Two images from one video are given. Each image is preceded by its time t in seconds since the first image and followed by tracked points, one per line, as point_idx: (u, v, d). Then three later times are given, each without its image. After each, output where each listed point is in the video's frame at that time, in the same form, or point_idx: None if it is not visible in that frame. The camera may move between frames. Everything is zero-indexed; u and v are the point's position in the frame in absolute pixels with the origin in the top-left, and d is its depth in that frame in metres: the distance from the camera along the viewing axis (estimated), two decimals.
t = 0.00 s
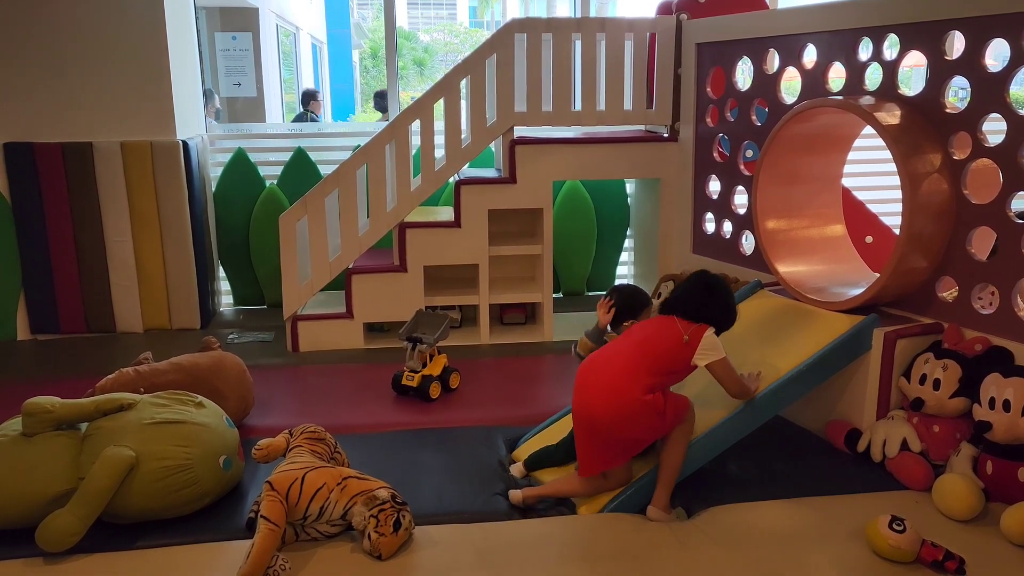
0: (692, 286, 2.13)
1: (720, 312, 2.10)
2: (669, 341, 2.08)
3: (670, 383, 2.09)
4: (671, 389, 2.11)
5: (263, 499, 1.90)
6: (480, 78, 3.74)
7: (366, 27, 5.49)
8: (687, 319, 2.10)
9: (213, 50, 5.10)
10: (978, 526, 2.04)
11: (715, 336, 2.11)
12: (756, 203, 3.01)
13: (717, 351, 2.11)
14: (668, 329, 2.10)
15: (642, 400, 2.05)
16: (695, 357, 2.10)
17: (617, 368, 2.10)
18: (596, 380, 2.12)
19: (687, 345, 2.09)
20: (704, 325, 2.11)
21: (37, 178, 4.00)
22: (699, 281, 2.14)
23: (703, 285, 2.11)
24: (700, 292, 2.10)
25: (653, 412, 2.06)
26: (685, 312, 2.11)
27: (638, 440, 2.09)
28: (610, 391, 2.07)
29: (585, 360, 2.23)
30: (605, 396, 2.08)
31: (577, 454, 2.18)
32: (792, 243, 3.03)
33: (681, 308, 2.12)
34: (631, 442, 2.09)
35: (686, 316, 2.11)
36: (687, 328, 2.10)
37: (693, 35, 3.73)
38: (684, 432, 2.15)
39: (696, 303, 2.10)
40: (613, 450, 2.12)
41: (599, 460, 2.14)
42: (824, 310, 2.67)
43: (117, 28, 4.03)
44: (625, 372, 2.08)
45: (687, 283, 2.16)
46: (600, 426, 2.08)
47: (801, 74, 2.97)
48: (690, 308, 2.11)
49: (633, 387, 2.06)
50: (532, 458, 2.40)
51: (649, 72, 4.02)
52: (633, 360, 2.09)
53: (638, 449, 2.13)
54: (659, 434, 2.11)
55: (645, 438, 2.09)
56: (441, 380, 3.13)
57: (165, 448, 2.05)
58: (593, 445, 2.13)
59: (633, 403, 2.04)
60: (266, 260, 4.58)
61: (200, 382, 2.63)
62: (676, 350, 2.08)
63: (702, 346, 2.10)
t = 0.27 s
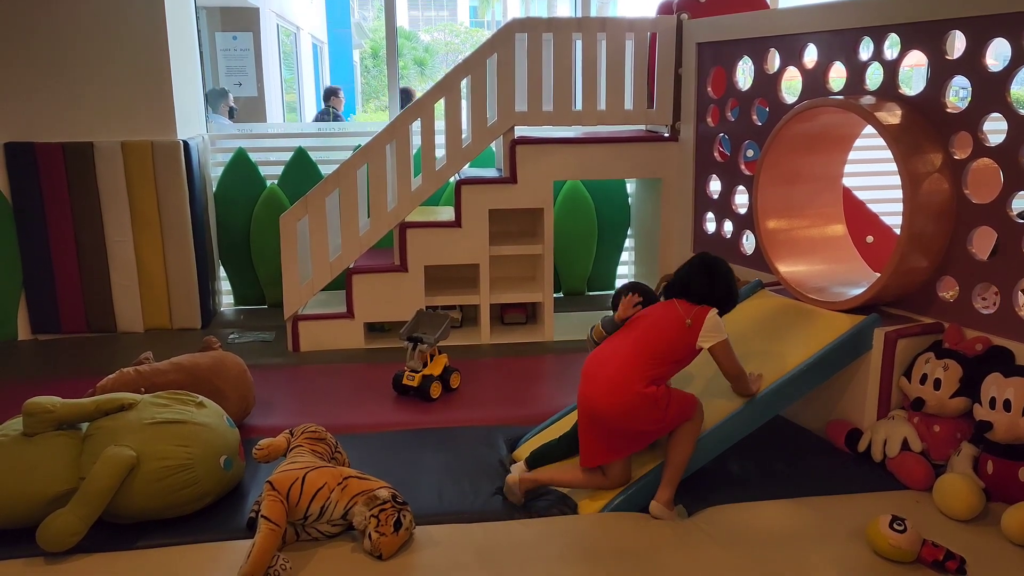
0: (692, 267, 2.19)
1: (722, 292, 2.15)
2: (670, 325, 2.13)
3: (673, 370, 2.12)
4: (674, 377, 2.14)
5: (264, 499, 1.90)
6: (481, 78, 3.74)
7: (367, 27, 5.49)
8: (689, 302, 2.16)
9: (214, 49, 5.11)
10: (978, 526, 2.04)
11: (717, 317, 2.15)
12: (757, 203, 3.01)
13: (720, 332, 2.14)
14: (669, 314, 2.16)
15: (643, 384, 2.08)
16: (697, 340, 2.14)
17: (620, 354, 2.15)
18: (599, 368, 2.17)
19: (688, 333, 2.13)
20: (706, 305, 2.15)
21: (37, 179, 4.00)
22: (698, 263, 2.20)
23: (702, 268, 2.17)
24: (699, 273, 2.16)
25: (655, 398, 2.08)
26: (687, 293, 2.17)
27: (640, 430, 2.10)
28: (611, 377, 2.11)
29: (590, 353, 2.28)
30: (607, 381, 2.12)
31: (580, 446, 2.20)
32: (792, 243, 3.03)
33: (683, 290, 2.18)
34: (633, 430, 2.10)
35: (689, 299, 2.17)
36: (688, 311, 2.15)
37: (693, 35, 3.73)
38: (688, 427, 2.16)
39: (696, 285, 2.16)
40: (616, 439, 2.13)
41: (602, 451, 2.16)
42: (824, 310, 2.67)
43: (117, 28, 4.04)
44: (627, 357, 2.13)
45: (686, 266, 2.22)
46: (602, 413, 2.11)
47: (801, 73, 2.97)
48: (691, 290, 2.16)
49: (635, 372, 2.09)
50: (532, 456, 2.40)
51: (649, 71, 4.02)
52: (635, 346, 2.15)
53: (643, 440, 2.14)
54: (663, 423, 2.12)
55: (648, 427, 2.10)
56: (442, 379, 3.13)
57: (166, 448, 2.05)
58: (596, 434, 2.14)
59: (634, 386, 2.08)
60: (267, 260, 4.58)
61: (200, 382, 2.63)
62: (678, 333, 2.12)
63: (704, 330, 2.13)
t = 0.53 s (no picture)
0: (688, 263, 2.21)
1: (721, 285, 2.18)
2: (672, 317, 2.16)
3: (676, 362, 2.13)
4: (678, 370, 2.14)
5: (265, 499, 1.90)
6: (481, 78, 3.74)
7: (368, 27, 5.49)
8: (688, 294, 2.19)
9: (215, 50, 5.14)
10: (979, 525, 2.04)
11: (717, 307, 2.16)
12: (758, 203, 3.01)
13: (722, 323, 2.15)
14: (671, 307, 2.18)
15: (646, 376, 2.09)
16: (699, 331, 2.15)
17: (624, 349, 2.18)
18: (603, 364, 2.19)
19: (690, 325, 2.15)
20: (706, 297, 2.18)
21: (38, 179, 4.00)
22: (693, 258, 2.23)
23: (699, 263, 2.20)
24: (694, 267, 2.19)
25: (658, 390, 2.09)
26: (685, 288, 2.20)
27: (643, 424, 2.10)
28: (614, 371, 2.14)
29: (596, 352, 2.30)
30: (610, 375, 2.14)
31: (584, 443, 2.21)
32: (793, 242, 3.03)
33: (682, 285, 2.21)
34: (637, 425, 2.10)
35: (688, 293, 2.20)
36: (689, 303, 2.17)
37: (694, 35, 3.73)
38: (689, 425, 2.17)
39: (694, 280, 2.18)
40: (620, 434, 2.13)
41: (606, 447, 2.16)
42: (825, 310, 2.67)
43: (118, 28, 4.04)
44: (631, 352, 2.16)
45: (683, 262, 2.24)
46: (604, 407, 2.12)
47: (802, 73, 2.97)
48: (690, 285, 2.19)
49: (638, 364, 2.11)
50: (533, 453, 2.45)
51: (650, 71, 4.02)
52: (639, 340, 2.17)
53: (646, 436, 2.13)
54: (667, 417, 2.12)
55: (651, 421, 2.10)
56: (443, 379, 3.14)
57: (168, 448, 2.05)
58: (599, 430, 2.15)
59: (636, 379, 2.09)
60: (268, 260, 4.59)
61: (201, 382, 2.63)
62: (679, 325, 2.14)
63: (706, 321, 2.15)
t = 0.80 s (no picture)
0: (686, 263, 2.24)
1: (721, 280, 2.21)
2: (670, 313, 2.17)
3: (675, 357, 2.13)
4: (677, 366, 2.15)
5: (266, 498, 1.90)
6: (482, 78, 3.74)
7: (369, 27, 5.48)
8: (686, 290, 2.21)
9: (215, 51, 5.12)
10: (980, 526, 2.04)
11: (716, 301, 2.17)
12: (759, 203, 3.01)
13: (721, 316, 2.16)
14: (669, 303, 2.20)
15: (644, 371, 2.11)
16: (699, 326, 2.16)
17: (624, 346, 2.20)
18: (604, 361, 2.22)
19: (690, 320, 2.16)
20: (704, 292, 2.20)
21: (39, 179, 4.00)
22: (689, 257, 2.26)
23: (697, 261, 2.23)
24: (690, 266, 2.22)
25: (657, 385, 2.10)
26: (684, 286, 2.22)
27: (642, 419, 2.10)
28: (614, 368, 2.15)
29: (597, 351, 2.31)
30: (610, 372, 2.16)
31: (584, 441, 2.22)
32: (794, 242, 3.03)
33: (680, 284, 2.24)
34: (635, 421, 2.10)
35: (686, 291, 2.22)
36: (687, 298, 2.19)
37: (695, 35, 3.73)
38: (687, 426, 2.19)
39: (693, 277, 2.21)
40: (619, 430, 2.13)
41: (606, 444, 2.17)
42: (826, 310, 2.67)
43: (120, 28, 4.04)
44: (630, 348, 2.18)
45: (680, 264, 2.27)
46: (604, 405, 2.13)
47: (803, 73, 2.97)
48: (688, 283, 2.22)
49: (637, 360, 2.13)
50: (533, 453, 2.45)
51: (651, 71, 4.02)
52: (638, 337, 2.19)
53: (646, 432, 2.14)
54: (666, 414, 2.12)
55: (650, 416, 2.10)
56: (443, 379, 3.14)
57: (169, 447, 2.05)
58: (599, 427, 2.16)
59: (635, 374, 2.11)
60: (269, 260, 4.59)
61: (202, 382, 2.63)
62: (677, 320, 2.16)
63: (705, 315, 2.16)
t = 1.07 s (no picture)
0: (681, 262, 2.24)
1: (720, 275, 2.23)
2: (669, 311, 2.18)
3: (674, 354, 2.14)
4: (676, 363, 2.15)
5: (268, 498, 1.91)
6: (483, 78, 3.74)
7: (370, 28, 5.46)
8: (684, 288, 2.22)
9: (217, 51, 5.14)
10: (982, 526, 2.04)
11: (715, 297, 2.18)
12: (760, 203, 3.01)
13: (720, 312, 2.16)
14: (668, 301, 2.21)
15: (643, 368, 2.11)
16: (698, 323, 2.16)
17: (623, 346, 2.21)
18: (604, 361, 2.22)
19: (689, 317, 2.16)
20: (702, 289, 2.21)
21: (41, 179, 4.01)
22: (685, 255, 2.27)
23: (693, 258, 2.24)
24: (687, 264, 2.23)
25: (656, 382, 2.10)
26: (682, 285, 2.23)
27: (641, 417, 2.10)
28: (614, 368, 2.16)
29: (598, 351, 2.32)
30: (609, 371, 2.17)
31: (583, 439, 2.22)
32: (795, 242, 3.03)
33: (677, 282, 2.24)
34: (634, 418, 2.10)
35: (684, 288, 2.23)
36: (686, 296, 2.20)
37: (696, 35, 3.73)
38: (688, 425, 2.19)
39: (692, 274, 2.22)
40: (618, 428, 2.13)
41: (605, 442, 2.17)
42: (827, 310, 2.67)
43: (122, 28, 4.04)
44: (629, 347, 2.19)
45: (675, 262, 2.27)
46: (604, 404, 2.14)
47: (805, 73, 2.97)
48: (686, 280, 2.23)
49: (636, 358, 2.14)
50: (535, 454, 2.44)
51: (652, 71, 4.02)
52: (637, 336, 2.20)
53: (646, 430, 2.13)
54: (665, 411, 2.12)
55: (649, 413, 2.10)
56: (445, 379, 3.14)
57: (170, 447, 2.05)
58: (599, 425, 2.16)
59: (634, 372, 2.11)
60: (270, 260, 4.59)
61: (204, 382, 2.63)
62: (676, 319, 2.16)
63: (704, 311, 2.16)
